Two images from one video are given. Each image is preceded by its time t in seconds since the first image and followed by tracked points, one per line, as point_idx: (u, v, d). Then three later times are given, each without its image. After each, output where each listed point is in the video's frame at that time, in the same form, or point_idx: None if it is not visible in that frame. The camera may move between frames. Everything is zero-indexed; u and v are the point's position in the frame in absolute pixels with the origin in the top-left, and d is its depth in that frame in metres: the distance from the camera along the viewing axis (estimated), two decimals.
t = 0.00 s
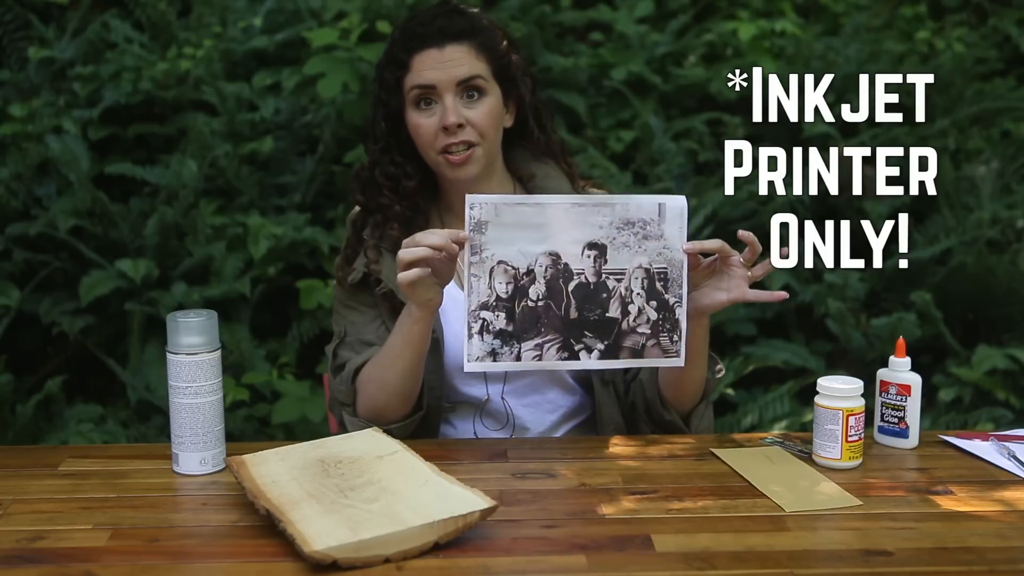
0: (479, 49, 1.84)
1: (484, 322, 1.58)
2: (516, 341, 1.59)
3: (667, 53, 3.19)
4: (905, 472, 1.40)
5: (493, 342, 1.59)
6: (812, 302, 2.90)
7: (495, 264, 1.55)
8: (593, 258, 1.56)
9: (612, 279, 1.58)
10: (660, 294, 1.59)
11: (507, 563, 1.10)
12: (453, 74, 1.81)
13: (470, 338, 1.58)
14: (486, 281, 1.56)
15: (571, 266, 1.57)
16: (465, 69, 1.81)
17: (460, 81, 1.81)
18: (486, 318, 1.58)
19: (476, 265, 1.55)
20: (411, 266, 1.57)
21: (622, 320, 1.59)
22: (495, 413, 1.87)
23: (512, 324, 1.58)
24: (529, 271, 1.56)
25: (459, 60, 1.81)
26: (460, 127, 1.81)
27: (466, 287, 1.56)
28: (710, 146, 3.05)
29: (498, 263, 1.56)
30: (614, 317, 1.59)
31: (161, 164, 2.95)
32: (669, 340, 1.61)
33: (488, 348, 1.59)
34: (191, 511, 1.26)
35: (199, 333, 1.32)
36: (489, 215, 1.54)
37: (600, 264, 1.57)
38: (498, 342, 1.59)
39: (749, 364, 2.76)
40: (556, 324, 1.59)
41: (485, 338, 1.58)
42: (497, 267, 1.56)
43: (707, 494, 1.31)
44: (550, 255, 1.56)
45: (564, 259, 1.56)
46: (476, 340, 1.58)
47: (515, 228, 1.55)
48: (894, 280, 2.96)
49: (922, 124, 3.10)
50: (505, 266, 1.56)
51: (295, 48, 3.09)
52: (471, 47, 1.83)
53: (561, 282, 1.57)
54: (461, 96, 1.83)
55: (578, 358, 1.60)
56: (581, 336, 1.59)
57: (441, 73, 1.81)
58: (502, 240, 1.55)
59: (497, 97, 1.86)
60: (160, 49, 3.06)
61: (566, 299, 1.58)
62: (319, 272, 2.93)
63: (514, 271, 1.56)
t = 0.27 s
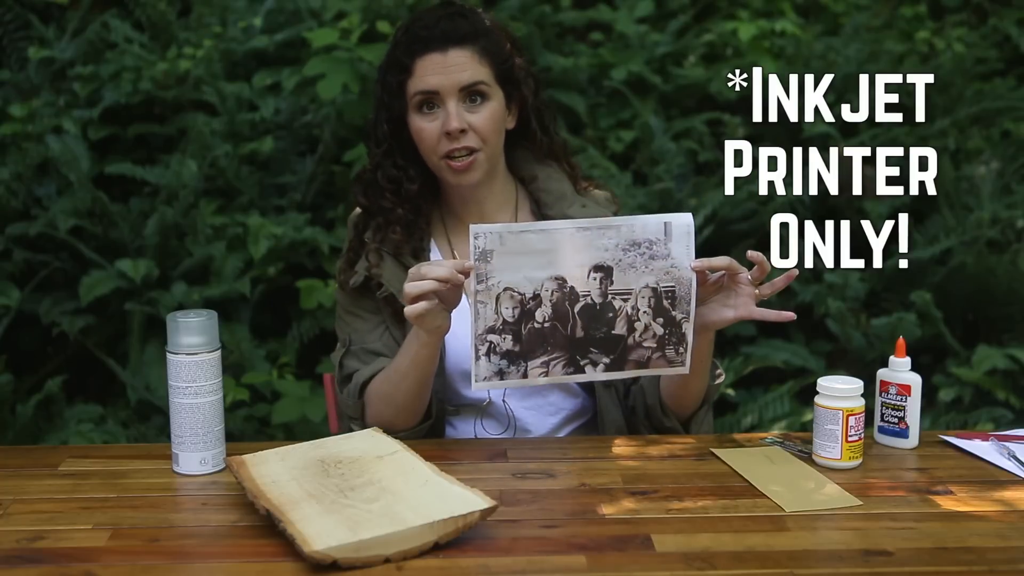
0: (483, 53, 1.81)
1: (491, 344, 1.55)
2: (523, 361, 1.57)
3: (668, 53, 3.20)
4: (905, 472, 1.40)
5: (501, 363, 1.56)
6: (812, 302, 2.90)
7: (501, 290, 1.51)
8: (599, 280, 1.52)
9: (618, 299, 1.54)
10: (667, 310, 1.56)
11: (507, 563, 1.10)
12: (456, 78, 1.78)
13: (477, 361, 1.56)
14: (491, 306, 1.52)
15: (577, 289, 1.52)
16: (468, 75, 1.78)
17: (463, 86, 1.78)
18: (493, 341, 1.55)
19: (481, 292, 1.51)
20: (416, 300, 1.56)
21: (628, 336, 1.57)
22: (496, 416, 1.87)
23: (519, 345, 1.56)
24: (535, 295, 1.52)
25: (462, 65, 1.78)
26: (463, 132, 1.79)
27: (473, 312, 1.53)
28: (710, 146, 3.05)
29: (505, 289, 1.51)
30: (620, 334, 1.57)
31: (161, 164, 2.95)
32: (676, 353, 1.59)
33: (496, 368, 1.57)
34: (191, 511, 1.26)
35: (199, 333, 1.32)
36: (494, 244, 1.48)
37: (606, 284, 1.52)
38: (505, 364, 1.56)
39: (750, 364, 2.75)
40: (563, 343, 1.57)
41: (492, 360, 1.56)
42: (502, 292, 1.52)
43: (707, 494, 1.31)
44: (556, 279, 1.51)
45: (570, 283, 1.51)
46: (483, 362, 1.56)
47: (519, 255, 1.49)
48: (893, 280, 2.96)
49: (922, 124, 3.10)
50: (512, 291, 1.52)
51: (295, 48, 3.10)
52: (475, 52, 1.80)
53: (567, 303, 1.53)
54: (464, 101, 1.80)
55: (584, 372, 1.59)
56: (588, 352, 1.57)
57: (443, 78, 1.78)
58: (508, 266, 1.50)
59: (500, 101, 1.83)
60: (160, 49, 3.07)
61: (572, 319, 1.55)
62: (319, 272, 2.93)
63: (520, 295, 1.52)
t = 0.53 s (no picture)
0: (486, 54, 1.81)
1: (496, 348, 1.55)
2: (527, 366, 1.56)
3: (668, 53, 3.20)
4: (905, 472, 1.40)
5: (505, 368, 1.55)
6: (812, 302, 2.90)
7: (506, 290, 1.52)
8: (604, 282, 1.52)
9: (623, 301, 1.54)
10: (672, 314, 1.55)
11: (507, 563, 1.10)
12: (459, 79, 1.77)
13: (481, 365, 1.55)
14: (496, 307, 1.53)
15: (581, 291, 1.53)
16: (471, 75, 1.78)
17: (466, 87, 1.78)
18: (498, 344, 1.54)
19: (486, 291, 1.52)
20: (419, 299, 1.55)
21: (634, 342, 1.56)
22: (495, 416, 1.87)
23: (523, 350, 1.55)
24: (539, 296, 1.53)
25: (466, 65, 1.78)
26: (466, 132, 1.78)
27: (477, 313, 1.53)
28: (710, 146, 3.05)
29: (509, 289, 1.52)
30: (626, 339, 1.55)
31: (161, 164, 2.95)
32: (683, 361, 1.58)
33: (500, 373, 1.56)
34: (191, 510, 1.26)
35: (199, 333, 1.32)
36: (498, 242, 1.50)
37: (610, 287, 1.53)
38: (510, 368, 1.55)
39: (750, 364, 2.74)
40: (568, 348, 1.56)
41: (497, 364, 1.55)
42: (507, 293, 1.52)
43: (707, 494, 1.31)
44: (561, 280, 1.52)
45: (574, 284, 1.52)
46: (488, 366, 1.55)
47: (524, 254, 1.51)
48: (893, 280, 2.96)
49: (922, 124, 3.10)
50: (516, 292, 1.52)
51: (295, 48, 3.10)
52: (478, 52, 1.80)
53: (572, 306, 1.53)
54: (467, 101, 1.80)
55: (590, 381, 1.57)
56: (593, 359, 1.56)
57: (446, 78, 1.77)
58: (512, 265, 1.51)
59: (503, 102, 1.83)
60: (160, 49, 3.07)
61: (577, 323, 1.54)
62: (319, 272, 2.93)
63: (524, 296, 1.52)
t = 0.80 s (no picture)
0: (487, 54, 1.81)
1: (496, 350, 1.54)
2: (528, 368, 1.55)
3: (668, 53, 3.20)
4: (905, 472, 1.40)
5: (505, 370, 1.55)
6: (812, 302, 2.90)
7: (506, 293, 1.51)
8: (605, 285, 1.52)
9: (624, 305, 1.53)
10: (672, 317, 1.55)
11: (507, 563, 1.10)
12: (460, 79, 1.78)
13: (481, 366, 1.54)
14: (496, 309, 1.52)
15: (582, 293, 1.52)
16: (472, 75, 1.78)
17: (467, 87, 1.78)
18: (498, 346, 1.54)
19: (486, 294, 1.51)
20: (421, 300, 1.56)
21: (635, 345, 1.55)
22: (496, 416, 1.87)
23: (524, 351, 1.54)
24: (539, 298, 1.52)
25: (467, 65, 1.78)
26: (468, 132, 1.78)
27: (477, 316, 1.52)
28: (710, 146, 3.05)
29: (509, 292, 1.51)
30: (626, 342, 1.55)
31: (161, 164, 2.95)
32: (683, 364, 1.58)
33: (500, 374, 1.55)
34: (191, 510, 1.26)
35: (199, 333, 1.32)
36: (499, 245, 1.49)
37: (611, 290, 1.52)
38: (509, 369, 1.55)
39: (750, 364, 2.72)
40: (568, 350, 1.55)
41: (497, 365, 1.55)
42: (507, 296, 1.51)
43: (707, 494, 1.31)
44: (561, 282, 1.51)
45: (575, 286, 1.52)
46: (488, 367, 1.55)
47: (524, 256, 1.50)
48: (893, 280, 2.96)
49: (922, 124, 3.10)
50: (516, 294, 1.51)
51: (295, 48, 3.10)
52: (478, 51, 1.80)
53: (572, 309, 1.53)
54: (469, 101, 1.80)
55: (590, 382, 1.57)
56: (593, 361, 1.56)
57: (447, 78, 1.77)
58: (512, 268, 1.50)
59: (504, 102, 1.83)
60: (160, 49, 3.07)
61: (578, 325, 1.54)
62: (319, 272, 2.93)
63: (525, 299, 1.52)
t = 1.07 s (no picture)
0: (485, 52, 1.82)
1: (516, 322, 1.53)
2: (546, 344, 1.53)
3: (668, 53, 3.20)
4: (905, 472, 1.40)
5: (524, 344, 1.53)
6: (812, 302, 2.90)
7: (529, 265, 1.52)
8: (628, 265, 1.50)
9: (646, 287, 1.50)
10: (696, 303, 1.50)
11: (507, 563, 1.10)
12: (463, 77, 1.77)
13: (501, 338, 1.53)
14: (519, 282, 1.52)
15: (604, 271, 1.51)
16: (474, 73, 1.78)
17: (469, 85, 1.77)
18: (519, 319, 1.53)
19: (510, 265, 1.53)
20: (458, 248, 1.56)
21: (657, 330, 1.51)
22: (496, 415, 1.87)
23: (543, 327, 1.53)
24: (561, 274, 1.52)
25: (468, 64, 1.78)
26: (473, 130, 1.77)
27: (500, 287, 1.53)
28: (710, 146, 3.05)
29: (532, 264, 1.52)
30: (648, 326, 1.51)
31: (161, 164, 2.95)
32: (707, 355, 1.50)
33: (520, 348, 1.53)
34: (191, 511, 1.26)
35: (199, 333, 1.32)
36: (526, 216, 1.52)
37: (634, 271, 1.50)
38: (529, 345, 1.53)
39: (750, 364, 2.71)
40: (588, 330, 1.52)
41: (516, 339, 1.53)
42: (530, 269, 1.52)
43: (707, 494, 1.31)
44: (584, 259, 1.51)
45: (598, 264, 1.51)
46: (507, 340, 1.53)
47: (549, 230, 1.52)
48: (893, 280, 2.96)
49: (922, 124, 3.10)
50: (539, 267, 1.52)
51: (295, 48, 3.10)
52: (478, 50, 1.81)
53: (593, 287, 1.51)
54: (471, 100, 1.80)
55: (610, 366, 1.52)
56: (614, 343, 1.52)
57: (450, 77, 1.77)
58: (537, 241, 1.52)
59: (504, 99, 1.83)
60: (160, 49, 3.07)
61: (599, 304, 1.51)
62: (319, 272, 2.93)
63: (547, 272, 1.52)
